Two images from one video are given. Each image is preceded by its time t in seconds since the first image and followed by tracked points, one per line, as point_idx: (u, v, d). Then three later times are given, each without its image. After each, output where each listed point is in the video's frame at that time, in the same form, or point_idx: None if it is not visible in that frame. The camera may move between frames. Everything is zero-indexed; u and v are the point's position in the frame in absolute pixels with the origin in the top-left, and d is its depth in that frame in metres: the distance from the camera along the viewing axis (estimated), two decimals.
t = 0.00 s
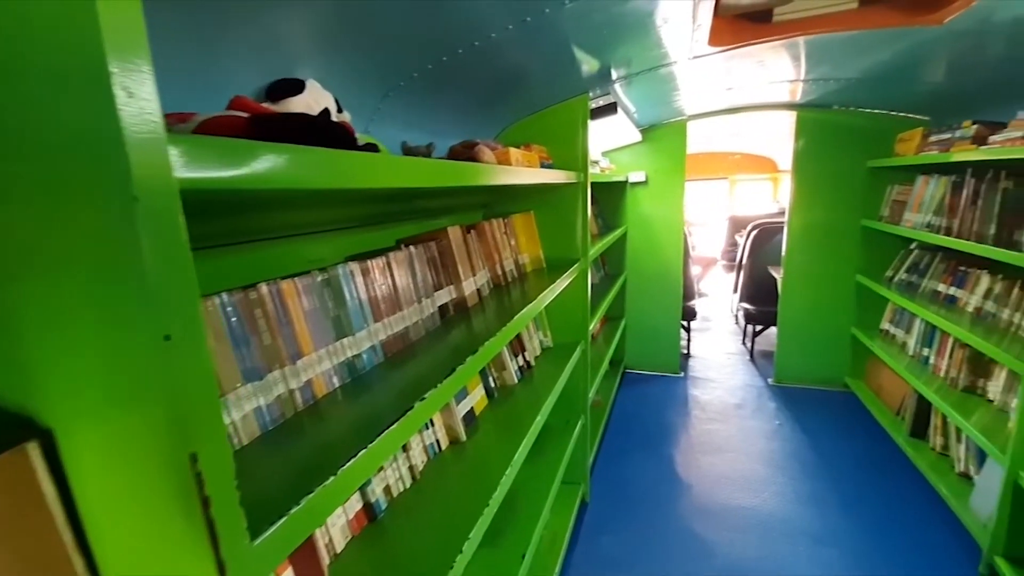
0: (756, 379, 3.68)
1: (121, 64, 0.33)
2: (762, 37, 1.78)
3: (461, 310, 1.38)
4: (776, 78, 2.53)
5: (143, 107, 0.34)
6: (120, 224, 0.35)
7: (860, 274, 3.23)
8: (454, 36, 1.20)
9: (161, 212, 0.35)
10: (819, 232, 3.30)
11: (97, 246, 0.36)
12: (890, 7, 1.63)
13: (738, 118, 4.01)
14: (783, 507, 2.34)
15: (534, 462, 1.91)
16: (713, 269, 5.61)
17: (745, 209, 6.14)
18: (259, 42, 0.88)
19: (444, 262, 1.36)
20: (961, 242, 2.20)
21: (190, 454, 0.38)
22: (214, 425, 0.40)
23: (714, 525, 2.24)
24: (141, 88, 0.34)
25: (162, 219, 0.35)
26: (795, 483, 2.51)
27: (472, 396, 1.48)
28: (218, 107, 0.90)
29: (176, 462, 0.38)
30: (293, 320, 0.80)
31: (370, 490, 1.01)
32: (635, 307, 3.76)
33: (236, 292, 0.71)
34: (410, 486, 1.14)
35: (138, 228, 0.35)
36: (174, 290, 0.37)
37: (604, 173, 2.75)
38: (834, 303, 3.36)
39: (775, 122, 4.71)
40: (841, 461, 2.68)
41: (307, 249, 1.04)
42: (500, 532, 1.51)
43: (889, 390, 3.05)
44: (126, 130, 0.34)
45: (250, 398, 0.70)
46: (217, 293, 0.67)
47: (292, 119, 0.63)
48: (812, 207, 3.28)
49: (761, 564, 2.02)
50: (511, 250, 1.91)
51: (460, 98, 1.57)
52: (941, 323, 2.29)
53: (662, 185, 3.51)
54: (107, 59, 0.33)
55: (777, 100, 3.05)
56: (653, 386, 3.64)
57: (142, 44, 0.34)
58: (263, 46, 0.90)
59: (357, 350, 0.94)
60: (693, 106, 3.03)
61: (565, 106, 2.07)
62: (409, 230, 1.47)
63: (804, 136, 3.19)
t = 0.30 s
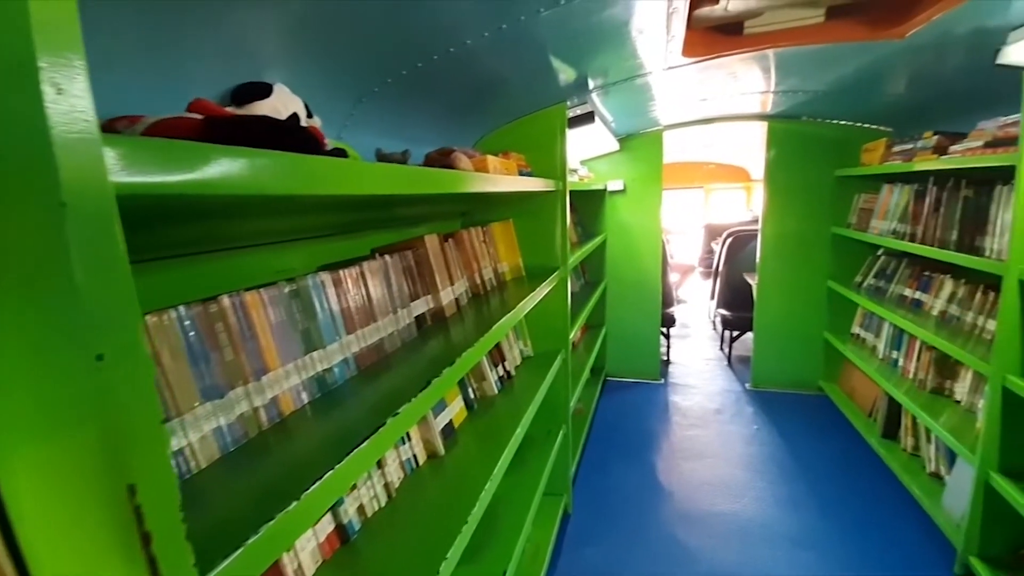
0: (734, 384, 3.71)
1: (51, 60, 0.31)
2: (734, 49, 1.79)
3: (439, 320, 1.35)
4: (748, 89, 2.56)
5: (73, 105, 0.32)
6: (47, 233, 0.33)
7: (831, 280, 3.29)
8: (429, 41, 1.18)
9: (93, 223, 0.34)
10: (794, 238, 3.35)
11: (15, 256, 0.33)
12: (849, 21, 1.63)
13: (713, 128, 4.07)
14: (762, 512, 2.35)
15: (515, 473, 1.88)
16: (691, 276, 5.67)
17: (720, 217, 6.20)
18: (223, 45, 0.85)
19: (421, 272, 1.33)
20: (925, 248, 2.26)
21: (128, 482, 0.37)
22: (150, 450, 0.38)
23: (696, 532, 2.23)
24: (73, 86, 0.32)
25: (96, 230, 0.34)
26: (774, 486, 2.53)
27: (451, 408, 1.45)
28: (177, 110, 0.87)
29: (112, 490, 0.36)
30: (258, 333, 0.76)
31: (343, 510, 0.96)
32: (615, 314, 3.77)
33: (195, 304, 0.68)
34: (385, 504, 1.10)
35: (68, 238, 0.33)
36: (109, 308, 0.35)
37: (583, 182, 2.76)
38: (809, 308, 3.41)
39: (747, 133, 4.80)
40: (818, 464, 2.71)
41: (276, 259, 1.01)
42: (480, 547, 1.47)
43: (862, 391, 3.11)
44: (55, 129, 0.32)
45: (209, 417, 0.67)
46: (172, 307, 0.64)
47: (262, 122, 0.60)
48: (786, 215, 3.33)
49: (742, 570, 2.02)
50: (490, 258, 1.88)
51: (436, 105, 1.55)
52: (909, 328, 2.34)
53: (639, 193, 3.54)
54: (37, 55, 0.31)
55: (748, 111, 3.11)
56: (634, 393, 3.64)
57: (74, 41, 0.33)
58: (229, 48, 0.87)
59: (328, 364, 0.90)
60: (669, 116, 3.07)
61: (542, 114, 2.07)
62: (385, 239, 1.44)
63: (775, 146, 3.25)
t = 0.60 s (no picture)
0: (714, 385, 3.74)
1: None
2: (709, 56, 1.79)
3: (418, 326, 1.32)
4: (722, 96, 2.60)
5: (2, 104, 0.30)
6: None
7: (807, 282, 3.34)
8: (404, 42, 1.16)
9: (23, 229, 0.31)
10: (771, 241, 3.39)
11: None
12: (822, 28, 1.65)
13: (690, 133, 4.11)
14: (744, 512, 2.36)
15: (498, 481, 1.85)
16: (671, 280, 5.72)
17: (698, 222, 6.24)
18: (186, 44, 0.82)
19: (399, 278, 1.30)
20: (893, 249, 2.31)
21: (66, 509, 0.34)
22: (89, 471, 0.35)
23: (679, 535, 2.23)
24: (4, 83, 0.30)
25: (25, 236, 0.31)
26: (755, 486, 2.54)
27: (431, 417, 1.42)
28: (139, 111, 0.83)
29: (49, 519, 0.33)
30: (223, 344, 0.74)
31: (317, 527, 0.93)
32: (596, 318, 3.77)
33: (153, 315, 0.65)
34: (363, 518, 1.06)
35: None
36: (40, 320, 0.32)
37: (563, 186, 2.75)
38: (786, 310, 3.46)
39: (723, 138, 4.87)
40: (797, 462, 2.74)
41: (245, 266, 0.97)
42: (462, 558, 1.44)
43: (837, 390, 3.16)
44: None
45: (168, 434, 0.64)
46: (128, 318, 0.61)
47: (231, 121, 0.58)
48: (763, 218, 3.37)
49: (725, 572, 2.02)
50: (470, 264, 1.86)
51: (413, 108, 1.52)
52: (881, 327, 2.38)
53: (619, 197, 3.56)
54: None
55: (723, 117, 3.15)
56: (617, 396, 3.64)
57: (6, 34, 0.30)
58: (192, 46, 0.83)
59: (300, 375, 0.87)
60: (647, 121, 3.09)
61: (521, 118, 2.06)
62: (362, 244, 1.41)
63: (750, 151, 3.30)
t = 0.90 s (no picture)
0: (697, 389, 3.75)
1: None
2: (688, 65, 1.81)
3: (397, 334, 1.29)
4: (701, 103, 2.62)
5: None
6: None
7: (786, 286, 3.38)
8: (382, 45, 1.13)
9: None
10: (750, 246, 3.43)
11: None
12: (786, 39, 1.70)
13: (671, 141, 4.15)
14: (727, 515, 2.36)
15: (482, 491, 1.82)
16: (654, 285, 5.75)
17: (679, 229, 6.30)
18: (151, 43, 0.79)
19: (378, 285, 1.27)
20: (866, 253, 2.35)
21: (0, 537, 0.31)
22: (23, 496, 0.32)
23: (664, 540, 2.22)
24: None
25: None
26: (737, 489, 2.55)
27: (412, 426, 1.38)
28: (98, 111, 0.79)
29: None
30: (188, 355, 0.71)
31: (291, 545, 0.89)
32: (579, 323, 3.76)
33: (111, 325, 0.62)
34: (340, 534, 1.03)
35: None
36: None
37: (546, 192, 2.74)
38: (766, 314, 3.50)
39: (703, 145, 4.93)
40: (779, 464, 2.76)
41: (212, 274, 0.94)
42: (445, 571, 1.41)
43: (815, 392, 3.20)
44: None
45: (125, 452, 0.61)
46: (81, 329, 0.58)
47: (200, 120, 0.59)
48: (742, 223, 3.41)
49: None
50: (452, 270, 1.83)
51: (392, 112, 1.50)
52: (856, 330, 2.41)
53: (601, 203, 3.58)
54: None
55: (702, 124, 3.19)
56: (600, 402, 3.64)
57: None
58: (157, 45, 0.80)
59: (272, 386, 0.84)
60: (628, 128, 3.11)
61: (502, 124, 2.05)
62: (339, 250, 1.38)
63: (728, 158, 3.34)
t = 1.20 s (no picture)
0: (682, 394, 3.77)
1: None
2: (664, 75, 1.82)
3: (378, 342, 1.27)
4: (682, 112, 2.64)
5: None
6: None
7: (767, 291, 3.41)
8: (361, 49, 1.12)
9: None
10: (732, 252, 3.46)
11: None
12: (766, 48, 1.72)
13: (654, 148, 4.18)
14: (713, 520, 2.36)
15: (466, 501, 1.79)
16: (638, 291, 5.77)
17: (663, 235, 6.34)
18: (118, 44, 0.76)
19: (358, 292, 1.25)
20: (843, 259, 2.38)
21: None
22: None
23: (651, 547, 2.21)
24: None
25: None
26: (722, 494, 2.55)
27: (393, 437, 1.35)
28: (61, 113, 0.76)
29: None
30: (153, 367, 0.68)
31: (264, 563, 0.85)
32: (564, 330, 3.75)
33: (70, 336, 0.60)
34: (317, 550, 0.99)
35: None
36: None
37: (530, 199, 2.74)
38: (749, 319, 3.52)
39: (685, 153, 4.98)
40: (764, 468, 2.77)
41: (182, 281, 0.91)
42: None
43: (797, 396, 3.23)
44: None
45: (83, 469, 0.59)
46: (37, 340, 0.56)
47: (173, 125, 0.59)
48: (724, 229, 3.44)
49: None
50: (435, 277, 1.81)
51: (372, 117, 1.48)
52: (835, 334, 2.44)
53: (585, 210, 3.59)
54: None
55: (683, 132, 3.21)
56: (586, 408, 3.62)
57: None
58: (124, 47, 0.77)
59: (243, 399, 0.81)
60: (611, 136, 3.13)
61: (485, 131, 2.04)
62: (318, 257, 1.35)
63: (710, 166, 3.37)
